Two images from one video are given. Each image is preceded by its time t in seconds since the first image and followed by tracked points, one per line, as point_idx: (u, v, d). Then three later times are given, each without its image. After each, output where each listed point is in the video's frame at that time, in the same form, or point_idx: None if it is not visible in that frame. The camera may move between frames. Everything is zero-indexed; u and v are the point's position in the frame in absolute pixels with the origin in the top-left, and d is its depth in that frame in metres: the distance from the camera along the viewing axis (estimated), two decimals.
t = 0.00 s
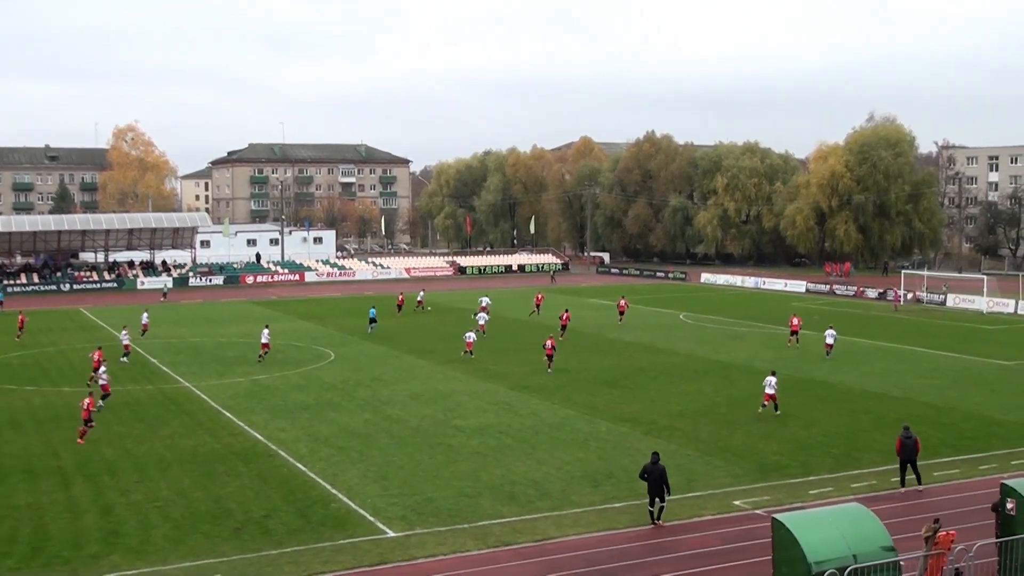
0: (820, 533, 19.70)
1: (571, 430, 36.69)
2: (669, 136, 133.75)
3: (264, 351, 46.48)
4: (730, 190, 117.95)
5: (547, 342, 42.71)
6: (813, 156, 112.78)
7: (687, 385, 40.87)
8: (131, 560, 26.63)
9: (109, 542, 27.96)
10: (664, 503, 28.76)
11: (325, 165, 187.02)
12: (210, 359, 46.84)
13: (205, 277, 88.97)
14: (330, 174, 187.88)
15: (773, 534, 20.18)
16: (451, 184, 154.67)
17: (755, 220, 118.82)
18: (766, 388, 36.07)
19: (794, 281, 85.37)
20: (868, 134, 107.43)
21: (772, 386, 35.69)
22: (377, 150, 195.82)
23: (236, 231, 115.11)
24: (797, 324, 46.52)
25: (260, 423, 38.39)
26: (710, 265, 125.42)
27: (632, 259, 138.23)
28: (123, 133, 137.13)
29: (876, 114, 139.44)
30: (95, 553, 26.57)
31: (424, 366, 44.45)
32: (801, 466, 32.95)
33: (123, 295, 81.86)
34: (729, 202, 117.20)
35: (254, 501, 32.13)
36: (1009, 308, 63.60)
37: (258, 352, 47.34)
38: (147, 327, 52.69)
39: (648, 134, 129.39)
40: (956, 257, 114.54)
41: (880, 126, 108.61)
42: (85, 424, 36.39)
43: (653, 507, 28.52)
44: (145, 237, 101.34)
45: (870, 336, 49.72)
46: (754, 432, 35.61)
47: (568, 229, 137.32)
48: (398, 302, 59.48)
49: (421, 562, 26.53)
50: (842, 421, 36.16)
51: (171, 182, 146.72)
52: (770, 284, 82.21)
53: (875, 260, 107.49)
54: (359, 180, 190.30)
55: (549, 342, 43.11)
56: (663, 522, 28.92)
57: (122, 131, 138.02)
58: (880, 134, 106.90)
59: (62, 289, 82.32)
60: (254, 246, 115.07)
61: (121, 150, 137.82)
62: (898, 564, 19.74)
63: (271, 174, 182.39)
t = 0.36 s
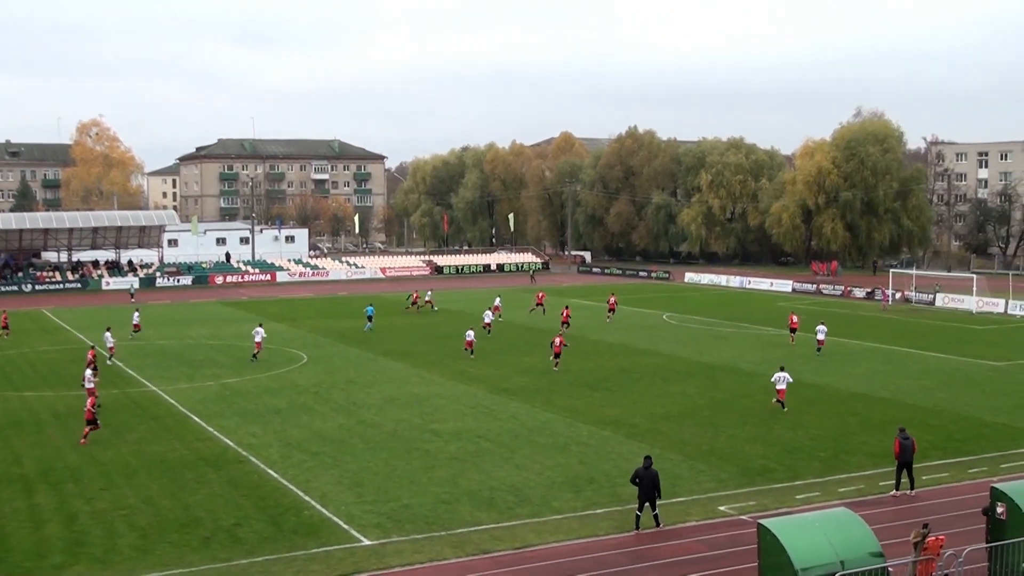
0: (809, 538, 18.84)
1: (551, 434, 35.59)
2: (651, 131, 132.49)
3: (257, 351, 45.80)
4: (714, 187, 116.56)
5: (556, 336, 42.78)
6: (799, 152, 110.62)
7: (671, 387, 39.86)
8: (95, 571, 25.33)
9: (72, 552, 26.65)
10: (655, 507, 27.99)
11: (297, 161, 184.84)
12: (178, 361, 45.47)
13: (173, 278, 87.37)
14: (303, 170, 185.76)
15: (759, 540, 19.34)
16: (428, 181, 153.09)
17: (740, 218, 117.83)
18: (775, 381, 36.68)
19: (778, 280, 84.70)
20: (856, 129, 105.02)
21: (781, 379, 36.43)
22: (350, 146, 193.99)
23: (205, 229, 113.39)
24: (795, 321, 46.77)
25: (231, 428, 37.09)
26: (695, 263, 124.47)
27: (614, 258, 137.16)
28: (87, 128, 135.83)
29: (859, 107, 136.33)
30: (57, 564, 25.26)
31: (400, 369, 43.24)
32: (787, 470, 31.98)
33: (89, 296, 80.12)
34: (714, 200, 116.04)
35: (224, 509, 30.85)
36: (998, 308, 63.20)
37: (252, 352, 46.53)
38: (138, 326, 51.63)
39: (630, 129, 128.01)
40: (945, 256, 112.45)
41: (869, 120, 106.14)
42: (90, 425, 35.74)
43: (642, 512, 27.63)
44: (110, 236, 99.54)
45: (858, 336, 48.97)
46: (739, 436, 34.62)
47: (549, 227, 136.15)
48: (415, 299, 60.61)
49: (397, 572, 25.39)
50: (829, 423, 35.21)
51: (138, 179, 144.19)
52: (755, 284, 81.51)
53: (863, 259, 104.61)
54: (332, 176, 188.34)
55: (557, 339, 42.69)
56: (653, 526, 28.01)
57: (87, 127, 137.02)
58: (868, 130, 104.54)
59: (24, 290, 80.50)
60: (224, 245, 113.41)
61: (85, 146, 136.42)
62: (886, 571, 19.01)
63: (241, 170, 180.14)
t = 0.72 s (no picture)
0: (787, 548, 18.86)
1: (528, 439, 34.49)
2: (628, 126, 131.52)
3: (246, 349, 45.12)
4: (694, 184, 115.95)
5: (561, 333, 42.36)
6: (780, 148, 109.10)
7: (649, 390, 38.84)
8: None
9: (29, 564, 25.35)
10: (639, 512, 27.32)
11: (265, 158, 182.84)
12: (140, 365, 44.05)
13: (135, 278, 85.67)
14: (270, 167, 183.75)
15: (741, 547, 19.37)
16: (400, 178, 151.57)
17: (720, 216, 117.07)
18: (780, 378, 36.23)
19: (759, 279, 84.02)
20: (839, 124, 103.40)
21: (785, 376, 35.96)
22: (319, 142, 192.15)
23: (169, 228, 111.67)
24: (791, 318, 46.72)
25: (195, 434, 35.77)
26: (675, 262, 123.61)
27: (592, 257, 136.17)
28: (45, 123, 133.54)
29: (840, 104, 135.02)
30: None
31: (371, 372, 42.03)
32: (769, 475, 31.05)
33: (48, 297, 78.21)
34: (694, 197, 115.42)
35: (188, 517, 29.58)
36: (982, 308, 62.81)
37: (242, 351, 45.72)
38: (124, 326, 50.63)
39: (608, 124, 127.14)
40: (930, 254, 112.42)
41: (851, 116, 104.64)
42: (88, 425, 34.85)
43: (630, 516, 26.97)
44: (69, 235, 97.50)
45: (841, 337, 48.20)
46: (720, 439, 33.64)
47: (524, 225, 134.96)
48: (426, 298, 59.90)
49: None
50: (811, 426, 34.33)
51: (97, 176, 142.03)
52: (736, 284, 80.85)
53: (847, 258, 103.14)
54: (301, 173, 186.29)
55: (563, 334, 42.25)
56: (636, 532, 27.10)
57: (45, 121, 134.68)
58: (851, 124, 102.94)
59: None
60: (189, 244, 111.79)
61: (42, 141, 134.00)
62: None
63: (206, 167, 178.15)
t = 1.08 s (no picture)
0: (768, 552, 18.04)
1: (503, 443, 33.45)
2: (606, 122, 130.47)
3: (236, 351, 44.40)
4: (673, 180, 115.18)
5: (563, 333, 41.73)
6: (762, 144, 107.99)
7: (629, 392, 37.90)
8: None
9: None
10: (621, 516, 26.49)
11: (230, 154, 181.44)
12: (102, 368, 42.68)
13: (95, 279, 83.98)
14: (236, 163, 182.17)
15: (722, 555, 18.55)
16: (371, 175, 150.00)
17: (700, 213, 116.29)
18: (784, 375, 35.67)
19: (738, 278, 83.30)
20: (822, 119, 102.15)
21: (790, 372, 35.41)
22: (287, 137, 190.23)
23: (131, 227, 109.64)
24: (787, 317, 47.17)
25: (159, 440, 34.49)
26: (654, 262, 122.56)
27: (569, 256, 135.16)
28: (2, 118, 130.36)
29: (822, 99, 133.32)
30: None
31: (342, 374, 40.87)
32: (751, 480, 30.15)
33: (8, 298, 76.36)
34: (673, 194, 114.61)
35: (151, 525, 28.35)
36: (968, 308, 62.33)
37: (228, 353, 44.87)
38: (110, 327, 49.52)
39: (585, 120, 126.06)
40: (915, 252, 112.71)
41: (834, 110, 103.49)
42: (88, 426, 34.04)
43: (611, 521, 26.14)
44: (28, 234, 95.47)
45: (825, 338, 47.45)
46: (700, 443, 32.70)
47: (499, 223, 133.68)
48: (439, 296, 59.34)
49: None
50: (793, 429, 33.48)
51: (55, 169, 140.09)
52: (717, 283, 80.13)
53: (829, 257, 101.96)
54: (267, 170, 184.44)
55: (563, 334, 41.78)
56: (616, 538, 26.18)
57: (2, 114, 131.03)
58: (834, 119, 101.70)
59: None
60: (151, 243, 109.52)
61: None
62: None
63: (169, 163, 176.33)
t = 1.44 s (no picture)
0: (751, 561, 17.48)
1: (479, 448, 32.40)
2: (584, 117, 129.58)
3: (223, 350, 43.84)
4: (653, 177, 114.39)
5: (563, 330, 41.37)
6: (745, 140, 107.18)
7: (608, 395, 36.94)
8: None
9: None
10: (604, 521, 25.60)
11: (196, 150, 178.01)
12: (64, 372, 41.33)
13: (55, 279, 82.23)
14: (201, 160, 178.76)
15: (705, 561, 17.94)
16: (342, 171, 148.07)
17: (681, 211, 115.59)
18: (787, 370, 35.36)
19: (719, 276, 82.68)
20: (806, 114, 101.41)
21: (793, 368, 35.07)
22: (255, 132, 187.06)
23: (92, 225, 105.35)
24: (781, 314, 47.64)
25: (122, 446, 33.25)
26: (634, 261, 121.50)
27: (546, 254, 134.24)
28: None
29: (806, 94, 131.95)
30: None
31: (312, 377, 39.71)
32: (734, 484, 29.24)
33: None
34: (654, 191, 113.82)
35: (114, 534, 27.15)
36: (955, 307, 61.82)
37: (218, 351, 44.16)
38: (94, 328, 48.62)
39: (563, 116, 125.04)
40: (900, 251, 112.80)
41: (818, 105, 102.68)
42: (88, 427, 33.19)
43: (593, 526, 25.26)
44: None
45: (808, 339, 46.77)
46: (681, 447, 31.75)
47: (474, 221, 132.12)
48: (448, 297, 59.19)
49: None
50: (776, 431, 32.62)
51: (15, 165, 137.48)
52: (698, 282, 79.36)
53: (814, 255, 101.39)
54: (235, 166, 181.66)
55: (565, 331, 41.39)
56: (600, 544, 25.27)
57: None
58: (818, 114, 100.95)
59: None
60: (114, 242, 105.22)
61: None
62: None
63: (132, 159, 172.54)
